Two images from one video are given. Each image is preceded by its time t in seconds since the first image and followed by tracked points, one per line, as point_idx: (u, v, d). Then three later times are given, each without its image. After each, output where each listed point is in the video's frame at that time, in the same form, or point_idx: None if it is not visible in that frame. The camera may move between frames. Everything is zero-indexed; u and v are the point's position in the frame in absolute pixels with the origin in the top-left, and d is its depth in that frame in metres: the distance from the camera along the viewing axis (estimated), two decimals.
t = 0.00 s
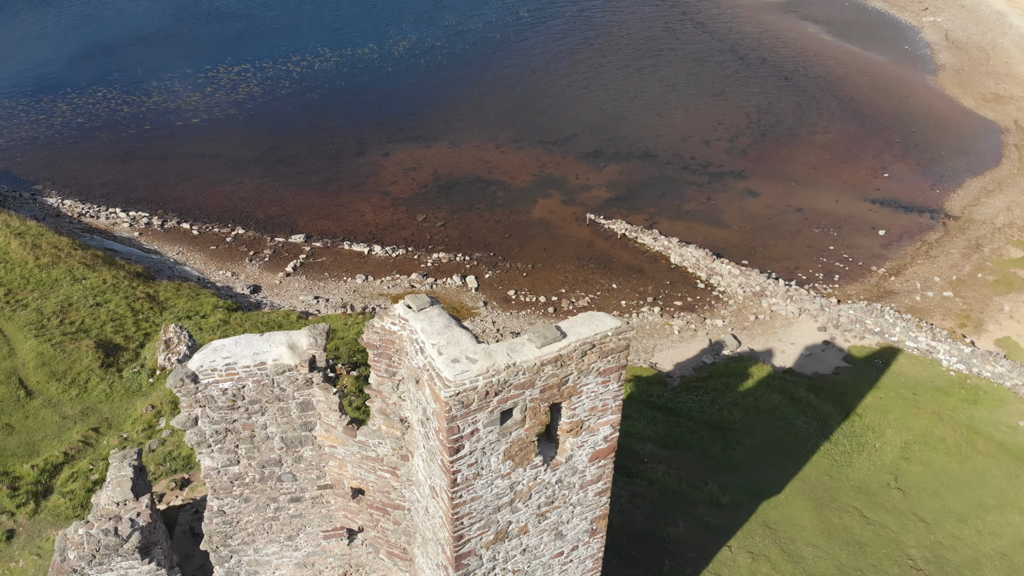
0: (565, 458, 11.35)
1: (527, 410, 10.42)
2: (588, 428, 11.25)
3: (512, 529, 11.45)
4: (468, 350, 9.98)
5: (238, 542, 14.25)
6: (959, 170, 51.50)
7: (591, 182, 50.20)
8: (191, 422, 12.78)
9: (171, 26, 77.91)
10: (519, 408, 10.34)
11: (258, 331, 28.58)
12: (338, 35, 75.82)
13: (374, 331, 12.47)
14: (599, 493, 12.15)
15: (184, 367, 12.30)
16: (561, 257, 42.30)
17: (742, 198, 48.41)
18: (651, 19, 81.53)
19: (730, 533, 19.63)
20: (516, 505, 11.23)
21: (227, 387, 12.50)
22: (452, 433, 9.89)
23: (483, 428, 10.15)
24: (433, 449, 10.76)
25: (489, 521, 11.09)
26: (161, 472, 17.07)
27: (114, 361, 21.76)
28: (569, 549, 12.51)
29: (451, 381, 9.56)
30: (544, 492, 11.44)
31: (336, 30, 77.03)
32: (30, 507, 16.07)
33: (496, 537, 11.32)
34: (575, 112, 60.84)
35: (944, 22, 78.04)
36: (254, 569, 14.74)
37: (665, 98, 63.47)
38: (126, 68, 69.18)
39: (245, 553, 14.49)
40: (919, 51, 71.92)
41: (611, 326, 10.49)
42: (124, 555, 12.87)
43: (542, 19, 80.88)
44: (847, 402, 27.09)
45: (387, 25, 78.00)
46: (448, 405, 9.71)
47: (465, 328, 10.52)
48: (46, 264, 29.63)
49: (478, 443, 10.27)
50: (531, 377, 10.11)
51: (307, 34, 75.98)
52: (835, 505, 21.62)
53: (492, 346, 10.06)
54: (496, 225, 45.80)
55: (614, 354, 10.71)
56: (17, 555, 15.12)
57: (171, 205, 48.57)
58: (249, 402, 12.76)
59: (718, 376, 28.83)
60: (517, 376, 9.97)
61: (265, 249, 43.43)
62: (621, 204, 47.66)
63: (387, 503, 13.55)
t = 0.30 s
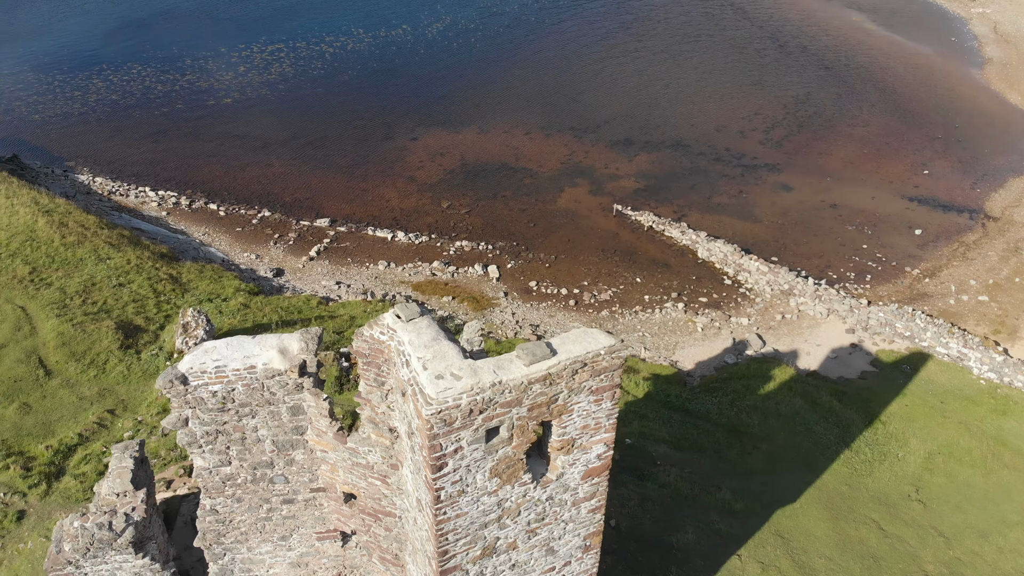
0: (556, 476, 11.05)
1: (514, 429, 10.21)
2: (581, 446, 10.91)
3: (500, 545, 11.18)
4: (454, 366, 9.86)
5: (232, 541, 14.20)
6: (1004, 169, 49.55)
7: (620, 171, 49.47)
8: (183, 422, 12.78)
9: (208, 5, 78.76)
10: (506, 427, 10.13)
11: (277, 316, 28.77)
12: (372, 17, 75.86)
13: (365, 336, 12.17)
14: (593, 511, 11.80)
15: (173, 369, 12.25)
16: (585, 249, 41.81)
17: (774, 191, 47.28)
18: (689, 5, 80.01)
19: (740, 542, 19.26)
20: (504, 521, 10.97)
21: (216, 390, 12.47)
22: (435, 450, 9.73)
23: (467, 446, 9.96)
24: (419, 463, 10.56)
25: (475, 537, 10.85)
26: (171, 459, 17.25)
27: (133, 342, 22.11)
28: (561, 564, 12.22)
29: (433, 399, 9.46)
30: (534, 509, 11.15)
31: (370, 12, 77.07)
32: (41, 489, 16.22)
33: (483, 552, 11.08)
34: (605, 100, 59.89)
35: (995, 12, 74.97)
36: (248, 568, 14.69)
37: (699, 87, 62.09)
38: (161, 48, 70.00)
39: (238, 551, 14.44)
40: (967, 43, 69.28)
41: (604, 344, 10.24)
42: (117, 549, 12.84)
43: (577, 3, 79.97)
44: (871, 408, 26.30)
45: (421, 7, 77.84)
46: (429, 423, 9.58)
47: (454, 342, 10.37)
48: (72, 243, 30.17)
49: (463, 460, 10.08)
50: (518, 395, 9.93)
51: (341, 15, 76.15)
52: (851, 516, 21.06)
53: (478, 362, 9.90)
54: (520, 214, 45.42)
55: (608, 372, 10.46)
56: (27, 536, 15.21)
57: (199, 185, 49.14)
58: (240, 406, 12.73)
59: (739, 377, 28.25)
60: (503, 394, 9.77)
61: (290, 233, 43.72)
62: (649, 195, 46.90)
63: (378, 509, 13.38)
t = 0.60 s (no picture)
0: (546, 494, 10.76)
1: (500, 448, 9.89)
2: (572, 466, 10.60)
3: (488, 561, 10.96)
4: (439, 383, 9.48)
5: (227, 537, 13.83)
6: None
7: (653, 161, 48.61)
8: (173, 421, 12.43)
9: None
10: (491, 445, 9.81)
11: (298, 300, 28.89)
12: None
13: (359, 341, 11.41)
14: (586, 529, 11.51)
15: (166, 368, 11.80)
16: (612, 241, 41.19)
17: (811, 186, 45.97)
18: None
19: (752, 552, 18.86)
20: (492, 538, 10.74)
21: (208, 391, 12.04)
22: (416, 468, 9.43)
23: (450, 464, 9.67)
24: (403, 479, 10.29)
25: (461, 553, 10.62)
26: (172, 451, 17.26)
27: (154, 324, 22.47)
28: None
29: (414, 418, 9.09)
30: (523, 526, 10.91)
31: None
32: (55, 469, 16.27)
33: (470, 567, 10.85)
34: (639, 88, 58.76)
35: None
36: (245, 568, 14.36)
37: (736, 77, 60.54)
38: (198, 27, 70.79)
39: (234, 548, 14.06)
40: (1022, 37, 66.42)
41: (596, 366, 9.81)
42: (114, 541, 12.39)
43: None
44: (898, 417, 25.54)
45: None
46: (410, 441, 9.26)
47: (443, 355, 9.98)
48: (101, 221, 30.73)
49: (446, 479, 9.79)
50: (504, 415, 9.59)
51: None
52: (869, 529, 20.46)
53: (463, 380, 9.54)
54: (548, 203, 44.95)
55: (599, 393, 10.07)
56: (39, 515, 15.25)
57: (230, 165, 49.65)
58: (231, 408, 12.29)
59: (762, 380, 27.60)
60: (487, 414, 9.44)
61: (317, 216, 43.96)
62: (681, 186, 46.08)
63: (369, 515, 12.92)
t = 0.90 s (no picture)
0: (535, 515, 10.13)
1: (486, 469, 9.29)
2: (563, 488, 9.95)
3: None
4: (423, 401, 8.85)
5: (223, 534, 12.70)
6: None
7: (689, 154, 47.60)
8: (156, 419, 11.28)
9: None
10: (476, 466, 9.22)
11: (322, 287, 29.02)
12: None
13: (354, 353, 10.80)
14: (579, 549, 10.91)
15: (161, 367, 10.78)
16: (641, 237, 40.49)
17: (851, 185, 44.43)
18: None
19: (763, 566, 18.34)
20: (479, 557, 10.30)
21: (197, 395, 10.93)
22: (396, 488, 8.90)
23: (433, 485, 9.09)
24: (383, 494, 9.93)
25: (446, 570, 10.19)
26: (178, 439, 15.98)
27: (177, 306, 22.87)
28: None
29: (394, 438, 8.52)
30: (511, 546, 10.37)
31: None
32: (70, 449, 15.80)
33: None
34: (676, 79, 57.52)
35: None
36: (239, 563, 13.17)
37: (778, 71, 58.86)
38: (240, 10, 71.86)
39: (230, 545, 12.93)
40: None
41: (588, 389, 9.04)
42: (110, 535, 11.01)
43: None
44: (925, 431, 24.80)
45: None
46: (391, 461, 8.70)
47: (431, 372, 9.35)
48: (131, 201, 31.33)
49: (429, 498, 9.26)
50: (490, 437, 8.94)
51: None
52: (887, 548, 19.70)
53: (449, 400, 8.92)
54: (578, 194, 44.34)
55: (592, 418, 9.34)
56: (52, 495, 14.82)
57: (264, 146, 50.09)
58: (222, 411, 11.19)
59: (787, 387, 26.95)
60: (471, 436, 8.81)
61: (347, 201, 44.15)
62: (717, 181, 44.97)
63: (363, 522, 11.95)
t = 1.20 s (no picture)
0: (523, 538, 9.80)
1: (470, 492, 8.86)
2: (551, 512, 9.56)
3: None
4: (405, 421, 8.35)
5: (220, 530, 11.45)
6: None
7: (728, 150, 46.39)
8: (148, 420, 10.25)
9: None
10: (459, 489, 8.79)
11: (347, 275, 29.08)
12: None
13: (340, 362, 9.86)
14: (568, 571, 10.59)
15: (153, 368, 9.66)
16: (674, 233, 39.60)
17: (895, 188, 42.81)
18: None
19: None
20: None
21: (189, 399, 9.77)
22: (375, 508, 8.49)
23: (414, 506, 8.69)
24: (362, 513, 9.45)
25: None
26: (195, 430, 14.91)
27: (202, 289, 23.25)
28: None
29: (372, 459, 8.05)
30: (497, 567, 10.05)
31: None
32: (89, 429, 15.04)
33: None
34: (717, 73, 56.13)
35: None
36: (236, 562, 11.92)
37: (824, 66, 56.99)
38: None
39: (227, 541, 11.65)
40: None
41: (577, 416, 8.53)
42: (110, 525, 10.13)
43: None
44: (954, 449, 23.92)
45: None
46: (369, 481, 8.25)
47: (416, 388, 8.85)
48: (163, 181, 31.86)
49: (410, 519, 8.86)
50: (473, 461, 8.47)
51: None
52: (906, 570, 18.95)
53: (432, 419, 8.43)
54: (611, 187, 43.60)
55: (581, 444, 8.84)
56: (66, 476, 13.99)
57: (299, 129, 50.47)
58: (214, 416, 10.02)
59: (813, 397, 26.19)
60: (454, 460, 8.33)
61: (378, 188, 44.28)
62: (756, 178, 43.74)
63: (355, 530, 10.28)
